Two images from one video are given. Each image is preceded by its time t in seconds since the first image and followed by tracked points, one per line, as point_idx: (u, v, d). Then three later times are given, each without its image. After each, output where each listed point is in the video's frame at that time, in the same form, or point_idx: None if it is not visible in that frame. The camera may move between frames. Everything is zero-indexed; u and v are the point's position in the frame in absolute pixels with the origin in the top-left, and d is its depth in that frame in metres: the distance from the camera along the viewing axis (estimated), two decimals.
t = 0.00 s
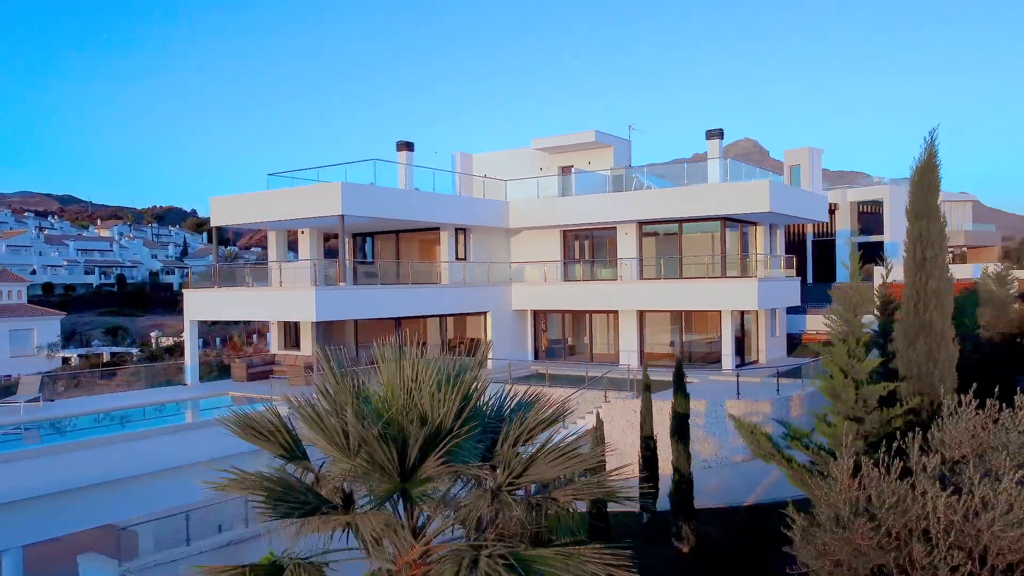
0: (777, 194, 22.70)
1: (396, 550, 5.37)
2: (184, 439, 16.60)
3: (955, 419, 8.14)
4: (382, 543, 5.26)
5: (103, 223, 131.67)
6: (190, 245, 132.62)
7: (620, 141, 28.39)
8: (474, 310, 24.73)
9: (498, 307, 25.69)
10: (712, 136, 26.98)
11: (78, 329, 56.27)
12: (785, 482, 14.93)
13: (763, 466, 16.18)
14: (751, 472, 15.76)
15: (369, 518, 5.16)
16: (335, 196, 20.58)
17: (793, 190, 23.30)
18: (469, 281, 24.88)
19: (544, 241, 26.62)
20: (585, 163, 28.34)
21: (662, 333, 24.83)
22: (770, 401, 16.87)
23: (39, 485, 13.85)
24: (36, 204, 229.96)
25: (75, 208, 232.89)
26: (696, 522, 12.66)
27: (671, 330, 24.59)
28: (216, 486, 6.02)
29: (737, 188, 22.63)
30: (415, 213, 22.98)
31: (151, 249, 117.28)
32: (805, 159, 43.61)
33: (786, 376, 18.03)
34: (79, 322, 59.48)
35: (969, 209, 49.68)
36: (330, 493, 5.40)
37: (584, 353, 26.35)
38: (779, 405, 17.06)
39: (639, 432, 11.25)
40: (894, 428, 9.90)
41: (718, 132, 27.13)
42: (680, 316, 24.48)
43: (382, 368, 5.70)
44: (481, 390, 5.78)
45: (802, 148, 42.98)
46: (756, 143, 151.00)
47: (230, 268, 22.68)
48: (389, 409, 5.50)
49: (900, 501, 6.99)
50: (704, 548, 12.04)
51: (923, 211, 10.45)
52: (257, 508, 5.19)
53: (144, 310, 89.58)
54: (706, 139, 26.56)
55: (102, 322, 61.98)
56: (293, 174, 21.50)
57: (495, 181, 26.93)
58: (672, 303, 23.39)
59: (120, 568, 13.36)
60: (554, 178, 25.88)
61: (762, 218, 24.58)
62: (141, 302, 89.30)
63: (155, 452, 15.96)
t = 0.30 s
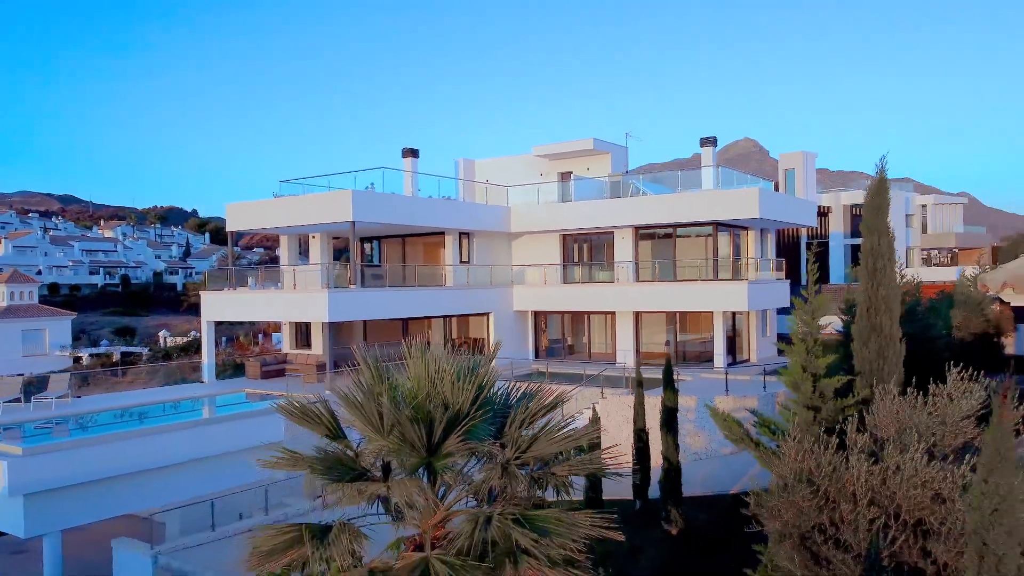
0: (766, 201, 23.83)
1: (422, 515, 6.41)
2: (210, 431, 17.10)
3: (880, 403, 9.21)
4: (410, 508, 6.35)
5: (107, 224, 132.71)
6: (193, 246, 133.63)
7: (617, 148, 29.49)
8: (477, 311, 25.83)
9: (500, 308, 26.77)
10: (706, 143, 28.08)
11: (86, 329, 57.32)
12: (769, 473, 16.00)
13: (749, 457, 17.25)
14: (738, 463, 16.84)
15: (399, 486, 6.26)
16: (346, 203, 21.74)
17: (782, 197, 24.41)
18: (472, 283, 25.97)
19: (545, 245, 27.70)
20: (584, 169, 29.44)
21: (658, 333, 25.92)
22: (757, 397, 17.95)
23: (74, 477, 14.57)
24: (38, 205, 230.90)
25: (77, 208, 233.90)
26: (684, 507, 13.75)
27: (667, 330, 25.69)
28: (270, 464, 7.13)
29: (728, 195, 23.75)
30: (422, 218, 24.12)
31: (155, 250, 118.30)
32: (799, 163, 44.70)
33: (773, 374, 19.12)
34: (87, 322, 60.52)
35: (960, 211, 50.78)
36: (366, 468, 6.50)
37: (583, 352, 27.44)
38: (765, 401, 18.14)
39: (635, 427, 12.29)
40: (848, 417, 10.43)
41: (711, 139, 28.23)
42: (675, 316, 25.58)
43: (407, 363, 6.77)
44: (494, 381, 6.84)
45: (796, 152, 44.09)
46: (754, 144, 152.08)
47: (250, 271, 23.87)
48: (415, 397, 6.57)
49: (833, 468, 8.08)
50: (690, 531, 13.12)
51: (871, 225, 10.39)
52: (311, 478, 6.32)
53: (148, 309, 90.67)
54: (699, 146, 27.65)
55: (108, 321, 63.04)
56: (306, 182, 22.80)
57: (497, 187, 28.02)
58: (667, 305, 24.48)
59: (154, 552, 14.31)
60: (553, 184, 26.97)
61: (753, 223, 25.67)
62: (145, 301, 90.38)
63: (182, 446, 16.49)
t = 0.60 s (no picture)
0: (756, 207, 24.95)
1: (440, 488, 7.47)
2: (230, 425, 18.05)
3: (841, 387, 9.39)
4: (430, 482, 7.45)
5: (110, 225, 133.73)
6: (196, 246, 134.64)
7: (615, 154, 30.57)
8: (479, 312, 26.90)
9: (502, 309, 27.84)
10: (700, 151, 29.16)
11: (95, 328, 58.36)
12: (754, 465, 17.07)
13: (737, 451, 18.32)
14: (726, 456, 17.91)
15: (421, 462, 7.38)
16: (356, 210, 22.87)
17: (772, 203, 25.52)
18: (475, 285, 27.05)
19: (545, 248, 28.78)
20: (583, 175, 30.53)
21: (653, 334, 27.00)
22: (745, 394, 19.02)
23: (106, 468, 15.57)
24: (40, 205, 231.93)
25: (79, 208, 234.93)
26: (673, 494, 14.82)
27: (662, 330, 26.77)
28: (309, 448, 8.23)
29: (720, 201, 24.88)
30: (427, 223, 25.20)
31: (158, 250, 119.33)
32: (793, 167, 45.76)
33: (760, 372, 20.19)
34: (94, 322, 61.52)
35: (951, 214, 51.86)
36: (394, 446, 7.63)
37: (581, 351, 28.53)
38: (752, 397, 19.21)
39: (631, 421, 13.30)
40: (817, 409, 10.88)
41: (705, 146, 29.31)
42: (670, 317, 26.67)
43: (427, 357, 7.84)
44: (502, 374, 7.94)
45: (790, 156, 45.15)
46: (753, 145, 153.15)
47: (263, 275, 25.00)
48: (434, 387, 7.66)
49: (788, 446, 8.59)
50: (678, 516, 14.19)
51: (832, 226, 10.61)
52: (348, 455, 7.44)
53: (152, 309, 91.79)
54: (694, 153, 28.73)
55: (116, 321, 64.21)
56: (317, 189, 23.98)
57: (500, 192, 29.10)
58: (662, 306, 25.56)
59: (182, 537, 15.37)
60: (553, 190, 28.06)
61: (744, 228, 26.76)
62: (148, 302, 91.51)
63: (203, 439, 17.45)
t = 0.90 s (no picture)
0: (747, 212, 26.07)
1: (454, 469, 8.54)
2: (249, 420, 19.15)
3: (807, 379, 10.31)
4: (445, 461, 8.55)
5: (113, 226, 134.72)
6: (198, 247, 135.68)
7: (613, 161, 31.69)
8: (482, 312, 28.02)
9: (503, 309, 28.95)
10: (695, 157, 30.28)
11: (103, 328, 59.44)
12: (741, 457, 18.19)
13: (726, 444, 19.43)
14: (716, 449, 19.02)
15: (438, 444, 8.50)
16: (365, 216, 24.02)
17: (762, 209, 26.63)
18: (478, 287, 28.15)
19: (545, 251, 29.90)
20: (582, 181, 31.64)
21: (650, 333, 28.13)
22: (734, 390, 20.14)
23: (135, 459, 16.64)
24: (42, 206, 232.82)
25: (81, 208, 235.94)
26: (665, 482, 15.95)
27: (658, 330, 27.91)
28: (341, 432, 9.39)
29: (712, 207, 26.00)
30: (432, 228, 26.29)
31: (162, 251, 120.46)
32: (787, 171, 46.88)
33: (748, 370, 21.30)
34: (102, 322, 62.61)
35: (943, 216, 52.93)
36: (416, 431, 8.78)
37: (580, 350, 29.67)
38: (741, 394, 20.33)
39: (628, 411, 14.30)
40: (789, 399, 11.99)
41: (700, 153, 30.43)
42: (665, 318, 27.81)
43: (441, 353, 8.94)
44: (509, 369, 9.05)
45: (784, 161, 46.26)
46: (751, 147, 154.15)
47: (276, 277, 26.18)
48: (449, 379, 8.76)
49: (757, 428, 9.25)
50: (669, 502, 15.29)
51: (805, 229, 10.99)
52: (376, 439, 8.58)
53: (156, 309, 92.87)
54: (688, 159, 29.86)
55: (123, 321, 65.41)
56: (328, 196, 25.16)
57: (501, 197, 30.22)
58: (657, 307, 26.68)
59: (207, 522, 16.45)
60: (553, 196, 29.18)
61: (736, 233, 27.86)
62: (152, 303, 92.67)
63: (225, 432, 18.53)
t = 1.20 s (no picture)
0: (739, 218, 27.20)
1: (465, 454, 9.67)
2: (268, 415, 20.31)
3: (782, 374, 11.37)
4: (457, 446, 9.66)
5: (116, 226, 135.69)
6: (201, 247, 136.68)
7: (611, 167, 32.84)
8: (485, 313, 29.11)
9: (505, 310, 30.05)
10: (690, 163, 31.41)
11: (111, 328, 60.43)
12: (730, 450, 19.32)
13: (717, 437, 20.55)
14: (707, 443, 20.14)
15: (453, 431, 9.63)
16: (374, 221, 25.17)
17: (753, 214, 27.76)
18: (481, 288, 29.26)
19: (546, 255, 31.01)
20: (581, 186, 32.79)
21: (647, 334, 29.28)
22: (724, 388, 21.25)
23: (162, 452, 17.75)
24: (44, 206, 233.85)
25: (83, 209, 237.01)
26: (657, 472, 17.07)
27: (654, 330, 29.07)
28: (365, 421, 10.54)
29: (705, 213, 27.15)
30: (437, 232, 27.40)
31: (166, 251, 121.51)
32: (782, 174, 47.98)
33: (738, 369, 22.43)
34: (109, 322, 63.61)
35: (935, 219, 54.04)
36: (433, 420, 9.93)
37: (580, 349, 30.79)
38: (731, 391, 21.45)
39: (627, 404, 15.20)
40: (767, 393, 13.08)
41: (695, 159, 31.56)
42: (662, 318, 28.97)
43: (454, 352, 10.09)
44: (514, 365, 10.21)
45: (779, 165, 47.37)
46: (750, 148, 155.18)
47: (289, 280, 27.41)
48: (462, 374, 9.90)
49: (733, 415, 10.14)
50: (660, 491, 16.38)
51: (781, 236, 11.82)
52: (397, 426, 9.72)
53: (161, 309, 93.90)
54: (684, 166, 31.01)
55: (131, 321, 66.56)
56: (338, 202, 26.33)
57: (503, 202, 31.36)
58: (653, 308, 27.76)
59: (229, 510, 17.63)
60: (553, 201, 30.30)
61: (729, 237, 28.97)
62: (157, 303, 93.66)
63: (244, 426, 19.68)
